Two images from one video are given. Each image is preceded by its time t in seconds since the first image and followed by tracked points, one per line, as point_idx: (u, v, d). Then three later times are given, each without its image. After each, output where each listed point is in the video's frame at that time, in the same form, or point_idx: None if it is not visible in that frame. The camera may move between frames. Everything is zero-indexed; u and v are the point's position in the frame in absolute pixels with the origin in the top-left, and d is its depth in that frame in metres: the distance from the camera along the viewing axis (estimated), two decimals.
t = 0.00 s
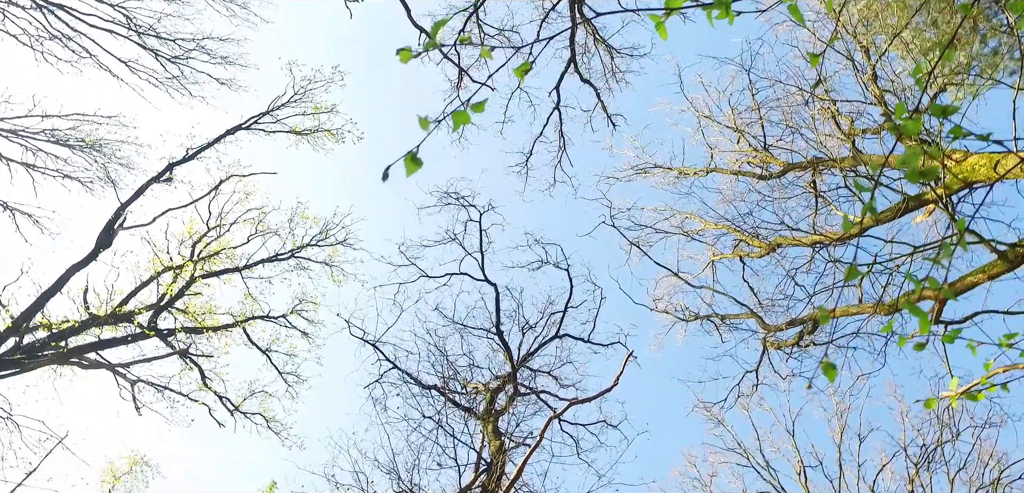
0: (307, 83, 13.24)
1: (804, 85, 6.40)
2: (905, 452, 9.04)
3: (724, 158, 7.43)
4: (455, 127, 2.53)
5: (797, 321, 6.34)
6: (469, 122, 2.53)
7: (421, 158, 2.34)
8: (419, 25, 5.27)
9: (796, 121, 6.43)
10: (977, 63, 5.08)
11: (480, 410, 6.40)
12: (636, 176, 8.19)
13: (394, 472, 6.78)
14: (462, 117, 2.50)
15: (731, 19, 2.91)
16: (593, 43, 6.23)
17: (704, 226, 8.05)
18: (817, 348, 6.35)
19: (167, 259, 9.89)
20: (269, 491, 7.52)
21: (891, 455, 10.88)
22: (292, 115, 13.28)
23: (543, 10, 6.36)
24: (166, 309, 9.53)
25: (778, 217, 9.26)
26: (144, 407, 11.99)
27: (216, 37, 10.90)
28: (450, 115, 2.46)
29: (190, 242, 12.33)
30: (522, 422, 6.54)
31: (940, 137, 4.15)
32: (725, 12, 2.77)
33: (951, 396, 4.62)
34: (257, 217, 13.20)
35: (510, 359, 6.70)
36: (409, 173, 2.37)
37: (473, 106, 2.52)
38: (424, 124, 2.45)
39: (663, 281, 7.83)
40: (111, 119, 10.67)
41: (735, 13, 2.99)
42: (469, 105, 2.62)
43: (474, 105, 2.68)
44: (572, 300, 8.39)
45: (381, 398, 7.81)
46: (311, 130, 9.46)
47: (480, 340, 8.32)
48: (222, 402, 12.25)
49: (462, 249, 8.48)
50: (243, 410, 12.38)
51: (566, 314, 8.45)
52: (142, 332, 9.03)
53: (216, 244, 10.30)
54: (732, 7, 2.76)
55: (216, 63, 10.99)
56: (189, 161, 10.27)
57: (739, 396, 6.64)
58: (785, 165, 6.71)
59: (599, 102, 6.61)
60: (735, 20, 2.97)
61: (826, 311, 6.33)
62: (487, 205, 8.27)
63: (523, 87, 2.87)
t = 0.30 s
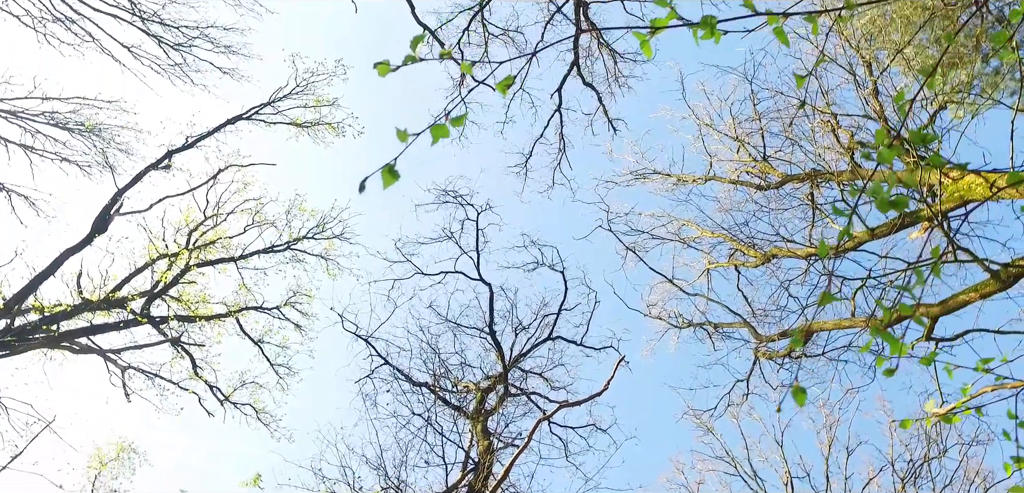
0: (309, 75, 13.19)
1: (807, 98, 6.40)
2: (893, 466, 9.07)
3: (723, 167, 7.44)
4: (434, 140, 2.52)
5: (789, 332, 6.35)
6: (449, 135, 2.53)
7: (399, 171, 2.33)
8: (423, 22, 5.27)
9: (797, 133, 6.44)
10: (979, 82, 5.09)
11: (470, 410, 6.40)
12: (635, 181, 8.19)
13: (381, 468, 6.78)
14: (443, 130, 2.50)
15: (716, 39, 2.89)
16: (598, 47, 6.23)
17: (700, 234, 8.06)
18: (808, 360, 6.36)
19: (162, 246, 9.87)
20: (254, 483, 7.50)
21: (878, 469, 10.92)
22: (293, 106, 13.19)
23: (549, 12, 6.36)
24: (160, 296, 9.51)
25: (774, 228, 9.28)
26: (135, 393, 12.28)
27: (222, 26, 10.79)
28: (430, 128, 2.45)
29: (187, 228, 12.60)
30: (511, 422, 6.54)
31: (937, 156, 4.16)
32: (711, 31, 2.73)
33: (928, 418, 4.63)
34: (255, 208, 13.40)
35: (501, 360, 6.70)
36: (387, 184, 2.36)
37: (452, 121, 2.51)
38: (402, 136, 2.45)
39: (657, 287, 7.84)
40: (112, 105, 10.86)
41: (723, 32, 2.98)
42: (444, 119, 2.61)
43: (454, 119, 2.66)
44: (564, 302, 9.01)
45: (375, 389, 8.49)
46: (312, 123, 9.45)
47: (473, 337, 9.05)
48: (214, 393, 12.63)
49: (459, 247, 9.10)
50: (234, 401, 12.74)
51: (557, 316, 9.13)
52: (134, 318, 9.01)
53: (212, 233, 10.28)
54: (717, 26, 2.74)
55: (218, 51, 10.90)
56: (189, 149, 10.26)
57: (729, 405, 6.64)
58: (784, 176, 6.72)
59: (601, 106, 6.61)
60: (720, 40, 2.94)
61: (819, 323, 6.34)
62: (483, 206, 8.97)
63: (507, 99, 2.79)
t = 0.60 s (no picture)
0: (312, 70, 13.46)
1: (807, 110, 6.41)
2: (881, 478, 9.09)
3: (722, 175, 7.45)
4: (414, 150, 2.52)
5: (782, 341, 6.36)
6: (429, 145, 2.54)
7: (377, 180, 2.34)
8: (426, 20, 5.26)
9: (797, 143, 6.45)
10: (979, 98, 5.10)
11: (462, 409, 6.40)
12: (634, 185, 8.19)
13: (371, 465, 6.77)
14: (423, 140, 2.50)
15: (704, 55, 2.91)
16: (600, 50, 6.24)
17: (697, 241, 8.06)
18: (801, 370, 6.37)
19: (159, 235, 9.86)
20: (242, 476, 7.49)
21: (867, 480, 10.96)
22: (296, 100, 13.46)
23: (554, 13, 6.36)
24: (155, 285, 9.50)
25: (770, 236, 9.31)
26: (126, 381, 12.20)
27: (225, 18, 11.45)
28: (411, 138, 2.46)
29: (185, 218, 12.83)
30: (503, 422, 6.54)
31: (934, 171, 4.17)
32: (698, 47, 2.75)
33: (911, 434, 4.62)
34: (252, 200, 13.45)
35: (494, 360, 6.70)
36: (365, 193, 2.36)
37: (433, 131, 2.52)
38: (382, 145, 2.46)
39: (653, 292, 7.85)
40: (112, 91, 11.24)
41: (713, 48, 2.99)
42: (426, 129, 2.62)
43: (436, 127, 2.68)
44: (560, 305, 8.97)
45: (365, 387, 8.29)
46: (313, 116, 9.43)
47: (468, 338, 8.94)
48: (205, 383, 12.61)
49: (455, 246, 8.86)
50: (225, 392, 12.70)
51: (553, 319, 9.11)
52: (128, 307, 9.00)
53: (210, 224, 10.27)
54: (704, 43, 2.75)
55: (222, 44, 11.65)
56: (188, 139, 10.25)
57: (720, 412, 6.65)
58: (782, 185, 6.73)
59: (603, 109, 6.62)
60: (708, 57, 2.94)
61: (813, 334, 6.35)
62: (482, 205, 8.66)
63: (490, 110, 2.80)
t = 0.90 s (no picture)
0: (314, 64, 13.14)
1: (808, 120, 6.42)
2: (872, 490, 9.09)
3: (721, 182, 7.46)
4: (396, 158, 2.53)
5: (776, 350, 6.38)
6: (411, 152, 2.54)
7: (357, 186, 2.35)
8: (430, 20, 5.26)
9: (797, 153, 6.46)
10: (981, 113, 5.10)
11: (454, 408, 6.41)
12: (633, 190, 8.20)
13: (360, 461, 6.78)
14: (405, 148, 2.50)
15: (691, 70, 2.93)
16: (603, 54, 6.25)
17: (694, 247, 8.07)
18: (793, 379, 6.38)
19: (156, 225, 9.83)
20: (230, 469, 7.48)
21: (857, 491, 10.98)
22: (297, 94, 13.14)
23: (558, 16, 6.36)
24: (150, 275, 9.47)
25: (768, 245, 9.32)
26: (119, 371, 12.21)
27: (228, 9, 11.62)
28: (391, 145, 2.44)
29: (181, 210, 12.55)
30: (494, 423, 6.54)
31: (931, 184, 4.19)
32: (686, 62, 2.77)
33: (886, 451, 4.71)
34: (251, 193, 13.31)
35: (488, 360, 6.70)
36: (343, 199, 2.38)
37: (413, 139, 2.54)
38: (364, 151, 2.45)
39: (649, 297, 7.85)
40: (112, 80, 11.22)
41: (698, 62, 3.01)
42: (409, 136, 2.62)
43: (418, 134, 2.69)
44: (557, 305, 8.87)
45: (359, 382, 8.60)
46: (314, 111, 9.43)
47: (462, 337, 9.06)
48: (198, 374, 12.46)
49: (452, 245, 8.80)
50: (218, 384, 12.52)
51: (546, 321, 9.07)
52: (122, 296, 8.98)
53: (207, 215, 10.25)
54: (692, 58, 2.76)
55: (226, 34, 11.78)
56: (188, 129, 10.23)
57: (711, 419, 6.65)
58: (781, 194, 6.74)
59: (603, 113, 6.62)
60: (695, 71, 2.97)
61: (806, 344, 6.37)
62: (480, 204, 8.58)
63: (474, 119, 2.79)
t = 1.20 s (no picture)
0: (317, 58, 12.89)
1: (808, 130, 6.43)
2: None
3: (720, 189, 7.47)
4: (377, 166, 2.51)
5: (769, 359, 6.39)
6: (391, 161, 2.53)
7: (335, 193, 2.36)
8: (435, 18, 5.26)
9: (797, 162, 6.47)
10: (979, 128, 5.13)
11: (446, 406, 6.41)
12: (631, 194, 8.21)
13: (351, 456, 6.78)
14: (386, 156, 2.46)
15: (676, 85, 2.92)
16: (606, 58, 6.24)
17: (691, 253, 8.08)
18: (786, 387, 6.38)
19: (153, 214, 9.82)
20: (219, 463, 7.46)
21: None
22: (299, 87, 12.99)
23: (562, 18, 6.35)
24: (146, 265, 9.45)
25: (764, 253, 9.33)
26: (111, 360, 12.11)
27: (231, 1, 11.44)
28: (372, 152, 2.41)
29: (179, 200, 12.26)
30: (485, 422, 6.54)
31: (929, 198, 4.18)
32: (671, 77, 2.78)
33: (867, 464, 4.73)
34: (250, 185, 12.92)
35: (481, 359, 6.70)
36: (323, 204, 2.39)
37: (395, 147, 2.52)
38: (345, 157, 2.43)
39: (644, 302, 7.86)
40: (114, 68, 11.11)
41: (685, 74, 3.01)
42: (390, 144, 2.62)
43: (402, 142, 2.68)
44: (552, 309, 9.48)
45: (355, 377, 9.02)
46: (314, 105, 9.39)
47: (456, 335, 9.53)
48: (192, 364, 12.20)
49: (450, 244, 9.48)
50: (210, 375, 12.26)
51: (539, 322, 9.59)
52: (117, 285, 8.96)
53: (205, 206, 10.23)
54: (678, 73, 2.78)
55: (228, 25, 11.65)
56: (188, 120, 10.21)
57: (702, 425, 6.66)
58: (779, 203, 6.74)
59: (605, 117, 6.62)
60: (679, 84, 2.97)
61: (799, 353, 6.38)
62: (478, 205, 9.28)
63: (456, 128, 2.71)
